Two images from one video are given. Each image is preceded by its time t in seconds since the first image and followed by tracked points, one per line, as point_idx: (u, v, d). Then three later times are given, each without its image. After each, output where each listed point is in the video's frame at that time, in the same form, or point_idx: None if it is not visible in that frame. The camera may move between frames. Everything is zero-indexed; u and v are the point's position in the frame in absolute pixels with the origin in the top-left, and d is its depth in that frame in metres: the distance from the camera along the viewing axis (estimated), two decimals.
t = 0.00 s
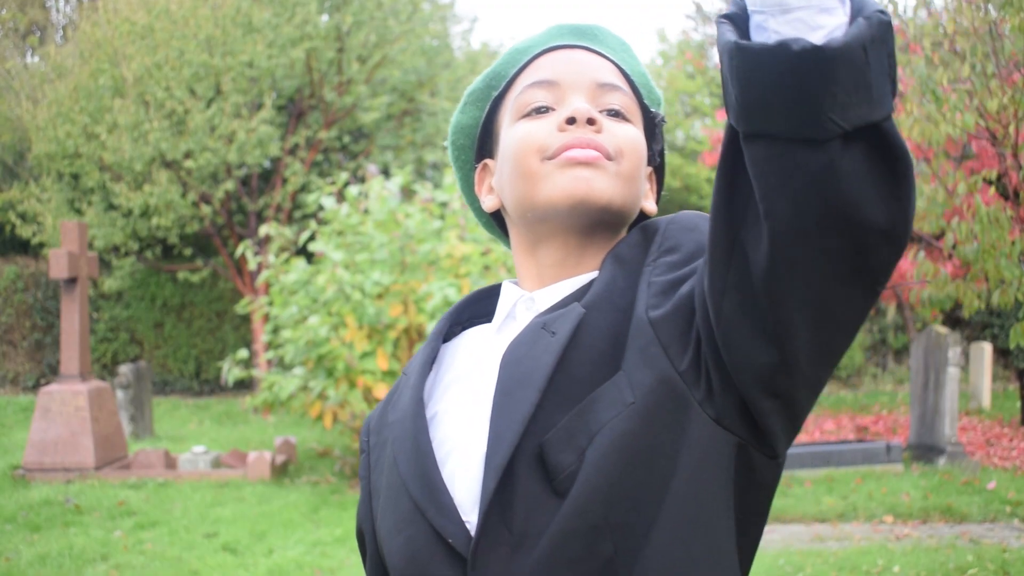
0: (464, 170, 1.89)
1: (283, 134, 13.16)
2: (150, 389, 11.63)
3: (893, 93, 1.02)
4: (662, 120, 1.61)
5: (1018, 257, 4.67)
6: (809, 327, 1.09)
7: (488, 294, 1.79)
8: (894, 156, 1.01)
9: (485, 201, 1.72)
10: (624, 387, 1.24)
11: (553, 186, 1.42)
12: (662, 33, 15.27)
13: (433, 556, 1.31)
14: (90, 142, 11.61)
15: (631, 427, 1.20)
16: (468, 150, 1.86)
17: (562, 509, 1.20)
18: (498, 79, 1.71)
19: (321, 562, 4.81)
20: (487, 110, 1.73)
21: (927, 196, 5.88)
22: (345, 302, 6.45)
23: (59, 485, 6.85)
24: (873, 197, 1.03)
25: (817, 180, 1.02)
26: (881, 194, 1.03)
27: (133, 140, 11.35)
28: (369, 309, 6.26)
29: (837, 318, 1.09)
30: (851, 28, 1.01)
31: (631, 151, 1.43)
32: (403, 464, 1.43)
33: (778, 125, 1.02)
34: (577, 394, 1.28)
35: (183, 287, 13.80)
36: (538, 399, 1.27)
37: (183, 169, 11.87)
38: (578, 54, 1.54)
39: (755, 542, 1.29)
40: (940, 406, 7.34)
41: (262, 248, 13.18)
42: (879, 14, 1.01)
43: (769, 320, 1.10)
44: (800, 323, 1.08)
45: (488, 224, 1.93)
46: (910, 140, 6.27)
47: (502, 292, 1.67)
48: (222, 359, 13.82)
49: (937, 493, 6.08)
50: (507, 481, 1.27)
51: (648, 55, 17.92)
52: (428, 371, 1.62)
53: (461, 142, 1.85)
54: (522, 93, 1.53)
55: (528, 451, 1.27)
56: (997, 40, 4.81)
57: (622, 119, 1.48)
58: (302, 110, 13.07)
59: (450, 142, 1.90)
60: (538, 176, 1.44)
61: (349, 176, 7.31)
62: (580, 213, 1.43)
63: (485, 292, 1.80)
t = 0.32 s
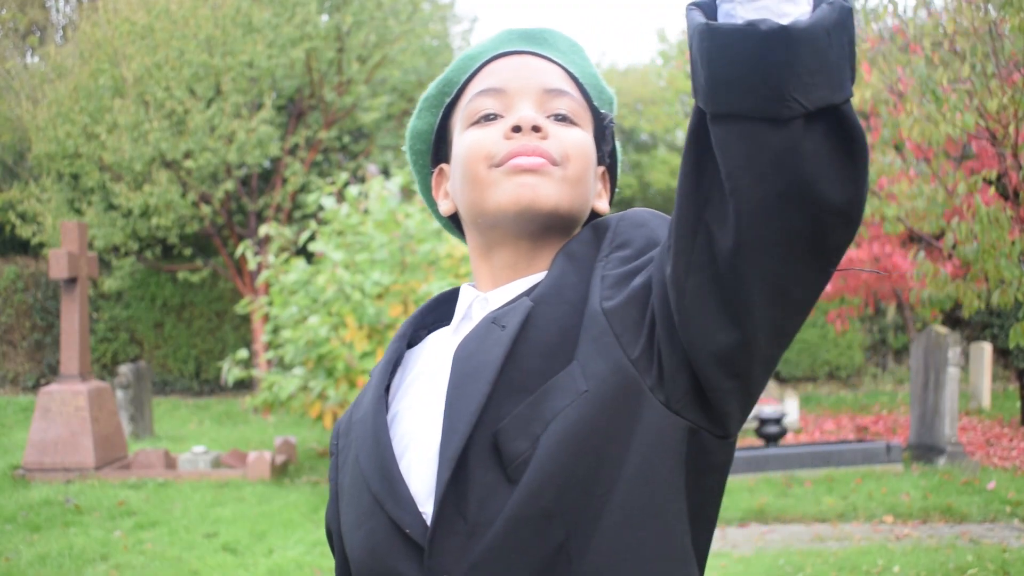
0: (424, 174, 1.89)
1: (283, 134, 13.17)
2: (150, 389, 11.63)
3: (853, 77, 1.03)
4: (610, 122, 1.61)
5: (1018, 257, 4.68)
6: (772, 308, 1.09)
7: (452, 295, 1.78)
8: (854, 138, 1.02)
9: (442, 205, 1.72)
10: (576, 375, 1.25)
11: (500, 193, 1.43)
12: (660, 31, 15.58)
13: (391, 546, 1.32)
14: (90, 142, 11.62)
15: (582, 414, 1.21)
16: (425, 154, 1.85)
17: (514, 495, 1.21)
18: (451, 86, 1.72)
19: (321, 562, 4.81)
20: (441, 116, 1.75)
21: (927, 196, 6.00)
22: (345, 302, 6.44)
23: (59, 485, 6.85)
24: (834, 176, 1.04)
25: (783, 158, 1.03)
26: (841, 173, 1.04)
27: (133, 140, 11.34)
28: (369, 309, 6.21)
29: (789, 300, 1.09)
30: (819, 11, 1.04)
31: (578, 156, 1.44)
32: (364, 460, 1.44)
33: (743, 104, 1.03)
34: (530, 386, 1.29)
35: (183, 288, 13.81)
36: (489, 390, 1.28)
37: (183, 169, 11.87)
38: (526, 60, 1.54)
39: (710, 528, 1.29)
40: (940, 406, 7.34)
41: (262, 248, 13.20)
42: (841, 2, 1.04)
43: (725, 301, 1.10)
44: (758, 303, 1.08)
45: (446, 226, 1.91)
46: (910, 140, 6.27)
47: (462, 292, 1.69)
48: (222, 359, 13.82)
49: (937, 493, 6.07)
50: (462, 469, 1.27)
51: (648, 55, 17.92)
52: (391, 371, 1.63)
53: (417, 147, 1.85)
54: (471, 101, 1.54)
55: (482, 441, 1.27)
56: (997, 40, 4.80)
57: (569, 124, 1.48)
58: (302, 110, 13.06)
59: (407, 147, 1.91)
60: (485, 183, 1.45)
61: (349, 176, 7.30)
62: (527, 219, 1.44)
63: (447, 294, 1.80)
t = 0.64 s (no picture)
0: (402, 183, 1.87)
1: (283, 134, 13.18)
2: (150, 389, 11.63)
3: (835, 86, 1.04)
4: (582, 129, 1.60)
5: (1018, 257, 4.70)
6: (752, 310, 1.09)
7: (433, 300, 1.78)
8: (834, 144, 1.03)
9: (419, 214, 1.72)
10: (555, 380, 1.25)
11: (469, 206, 1.43)
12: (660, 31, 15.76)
13: (376, 552, 1.32)
14: (90, 142, 11.61)
15: (561, 418, 1.21)
16: (405, 163, 1.84)
17: (494, 498, 1.21)
18: (427, 96, 1.71)
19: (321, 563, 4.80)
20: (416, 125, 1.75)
21: (927, 196, 6.02)
22: (345, 302, 6.44)
23: (59, 485, 6.85)
24: (817, 182, 1.04)
25: (767, 166, 1.03)
26: (822, 178, 1.04)
27: (133, 140, 11.34)
28: (369, 309, 6.19)
29: (767, 303, 1.09)
30: (801, 24, 1.04)
31: (548, 167, 1.44)
32: (348, 467, 1.45)
33: (729, 115, 1.03)
34: (509, 391, 1.29)
35: (183, 288, 13.81)
36: (468, 395, 1.29)
37: (183, 170, 11.87)
38: (498, 70, 1.53)
39: (688, 527, 1.30)
40: (940, 406, 7.33)
41: (262, 248, 13.20)
42: (821, 14, 1.05)
43: (707, 305, 1.10)
44: (738, 305, 1.09)
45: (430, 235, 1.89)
46: (911, 140, 6.27)
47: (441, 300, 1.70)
48: (222, 359, 13.83)
49: (937, 493, 6.07)
50: (443, 474, 1.28)
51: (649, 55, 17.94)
52: (373, 378, 1.63)
53: (397, 156, 1.84)
54: (444, 113, 1.53)
55: (463, 444, 1.28)
56: (997, 39, 4.79)
57: (540, 134, 1.48)
58: (302, 110, 13.06)
59: (387, 156, 1.89)
60: (456, 195, 1.45)
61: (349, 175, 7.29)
62: (498, 231, 1.44)
63: (426, 302, 1.79)
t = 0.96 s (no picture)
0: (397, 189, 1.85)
1: (283, 134, 13.19)
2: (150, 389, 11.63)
3: (828, 84, 1.06)
4: (570, 131, 1.59)
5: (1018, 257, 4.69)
6: (746, 306, 1.10)
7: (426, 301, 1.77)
8: (829, 143, 1.05)
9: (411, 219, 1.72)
10: (551, 379, 1.25)
11: (455, 210, 1.43)
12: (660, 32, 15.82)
13: (373, 553, 1.32)
14: (90, 142, 11.61)
15: (556, 417, 1.21)
16: (399, 168, 1.83)
17: (491, 498, 1.21)
18: (416, 102, 1.70)
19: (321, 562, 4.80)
20: (408, 131, 1.73)
21: (927, 196, 6.03)
22: (345, 302, 6.44)
23: (59, 485, 6.84)
24: (811, 181, 1.05)
25: (763, 162, 1.04)
26: (816, 175, 1.05)
27: (133, 140, 11.34)
28: (369, 308, 6.18)
29: (760, 300, 1.10)
30: (797, 21, 1.06)
31: (534, 169, 1.44)
32: (343, 469, 1.45)
33: (725, 110, 1.04)
34: (504, 392, 1.29)
35: (183, 288, 13.82)
36: (464, 395, 1.28)
37: (183, 170, 11.87)
38: (486, 73, 1.54)
39: (682, 524, 1.31)
40: (940, 406, 7.33)
41: (262, 248, 13.19)
42: (817, 11, 1.07)
43: (701, 303, 1.11)
44: (734, 302, 1.09)
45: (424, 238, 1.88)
46: (910, 140, 6.28)
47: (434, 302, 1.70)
48: (221, 359, 13.84)
49: (937, 493, 6.07)
50: (439, 474, 1.28)
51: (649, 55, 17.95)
52: (367, 380, 1.63)
53: (391, 162, 1.83)
54: (432, 117, 1.54)
55: (459, 444, 1.28)
56: (997, 39, 4.79)
57: (527, 137, 1.48)
58: (302, 110, 13.07)
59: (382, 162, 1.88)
60: (443, 199, 1.45)
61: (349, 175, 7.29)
62: (485, 234, 1.45)
63: (419, 303, 1.79)
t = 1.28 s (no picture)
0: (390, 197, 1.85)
1: (283, 133, 13.19)
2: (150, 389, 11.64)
3: (830, 118, 1.03)
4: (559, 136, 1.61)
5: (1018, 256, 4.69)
6: (750, 331, 1.09)
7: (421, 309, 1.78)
8: (829, 172, 1.04)
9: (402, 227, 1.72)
10: (553, 394, 1.25)
11: (447, 220, 1.43)
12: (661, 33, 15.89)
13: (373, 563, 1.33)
14: (90, 142, 11.58)
15: (558, 431, 1.21)
16: (391, 176, 1.82)
17: (493, 509, 1.21)
18: (407, 111, 1.70)
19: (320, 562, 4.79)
20: (400, 138, 1.73)
21: (927, 196, 6.04)
22: (344, 302, 6.43)
23: (59, 485, 6.85)
24: (808, 214, 1.04)
25: (762, 196, 1.02)
26: (812, 206, 1.05)
27: (133, 140, 11.33)
28: (368, 308, 6.17)
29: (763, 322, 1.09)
30: (800, 59, 1.02)
31: (523, 177, 1.45)
32: (343, 479, 1.45)
33: (730, 145, 1.02)
34: (504, 404, 1.30)
35: (183, 288, 13.83)
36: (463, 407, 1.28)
37: (183, 170, 11.88)
38: (476, 82, 1.54)
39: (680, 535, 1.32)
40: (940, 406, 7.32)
41: (262, 248, 13.19)
42: (823, 49, 1.03)
43: (705, 323, 1.09)
44: (736, 324, 1.08)
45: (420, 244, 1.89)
46: (910, 140, 6.28)
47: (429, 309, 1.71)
48: (221, 359, 13.86)
49: (937, 493, 6.07)
50: (439, 485, 1.28)
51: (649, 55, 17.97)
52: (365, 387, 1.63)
53: (383, 170, 1.83)
54: (422, 127, 1.54)
55: (460, 456, 1.28)
56: (997, 39, 4.79)
57: (516, 145, 1.49)
58: (302, 110, 13.08)
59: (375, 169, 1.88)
60: (435, 209, 1.45)
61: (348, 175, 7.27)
62: (476, 244, 1.45)
63: (413, 309, 1.80)
